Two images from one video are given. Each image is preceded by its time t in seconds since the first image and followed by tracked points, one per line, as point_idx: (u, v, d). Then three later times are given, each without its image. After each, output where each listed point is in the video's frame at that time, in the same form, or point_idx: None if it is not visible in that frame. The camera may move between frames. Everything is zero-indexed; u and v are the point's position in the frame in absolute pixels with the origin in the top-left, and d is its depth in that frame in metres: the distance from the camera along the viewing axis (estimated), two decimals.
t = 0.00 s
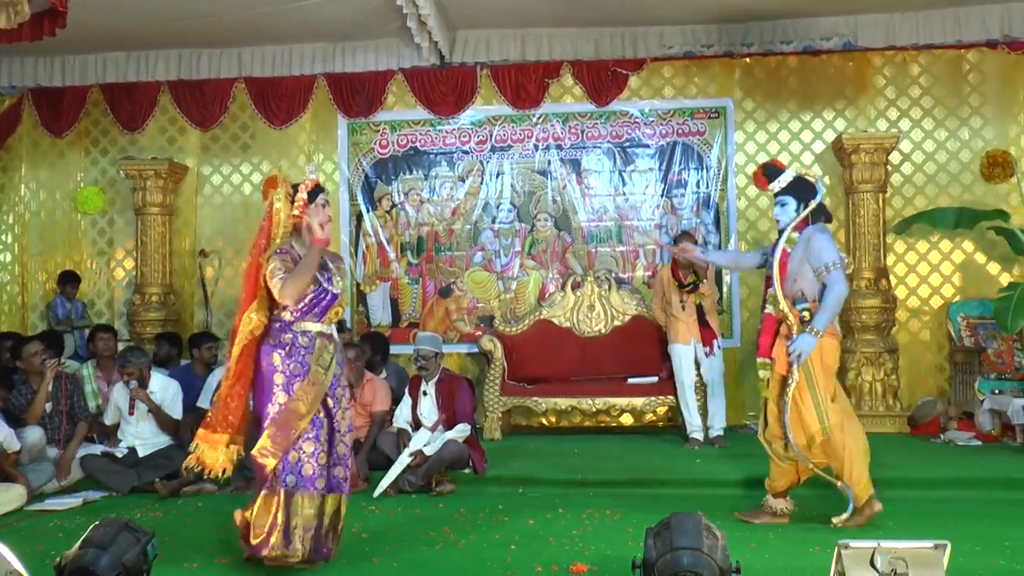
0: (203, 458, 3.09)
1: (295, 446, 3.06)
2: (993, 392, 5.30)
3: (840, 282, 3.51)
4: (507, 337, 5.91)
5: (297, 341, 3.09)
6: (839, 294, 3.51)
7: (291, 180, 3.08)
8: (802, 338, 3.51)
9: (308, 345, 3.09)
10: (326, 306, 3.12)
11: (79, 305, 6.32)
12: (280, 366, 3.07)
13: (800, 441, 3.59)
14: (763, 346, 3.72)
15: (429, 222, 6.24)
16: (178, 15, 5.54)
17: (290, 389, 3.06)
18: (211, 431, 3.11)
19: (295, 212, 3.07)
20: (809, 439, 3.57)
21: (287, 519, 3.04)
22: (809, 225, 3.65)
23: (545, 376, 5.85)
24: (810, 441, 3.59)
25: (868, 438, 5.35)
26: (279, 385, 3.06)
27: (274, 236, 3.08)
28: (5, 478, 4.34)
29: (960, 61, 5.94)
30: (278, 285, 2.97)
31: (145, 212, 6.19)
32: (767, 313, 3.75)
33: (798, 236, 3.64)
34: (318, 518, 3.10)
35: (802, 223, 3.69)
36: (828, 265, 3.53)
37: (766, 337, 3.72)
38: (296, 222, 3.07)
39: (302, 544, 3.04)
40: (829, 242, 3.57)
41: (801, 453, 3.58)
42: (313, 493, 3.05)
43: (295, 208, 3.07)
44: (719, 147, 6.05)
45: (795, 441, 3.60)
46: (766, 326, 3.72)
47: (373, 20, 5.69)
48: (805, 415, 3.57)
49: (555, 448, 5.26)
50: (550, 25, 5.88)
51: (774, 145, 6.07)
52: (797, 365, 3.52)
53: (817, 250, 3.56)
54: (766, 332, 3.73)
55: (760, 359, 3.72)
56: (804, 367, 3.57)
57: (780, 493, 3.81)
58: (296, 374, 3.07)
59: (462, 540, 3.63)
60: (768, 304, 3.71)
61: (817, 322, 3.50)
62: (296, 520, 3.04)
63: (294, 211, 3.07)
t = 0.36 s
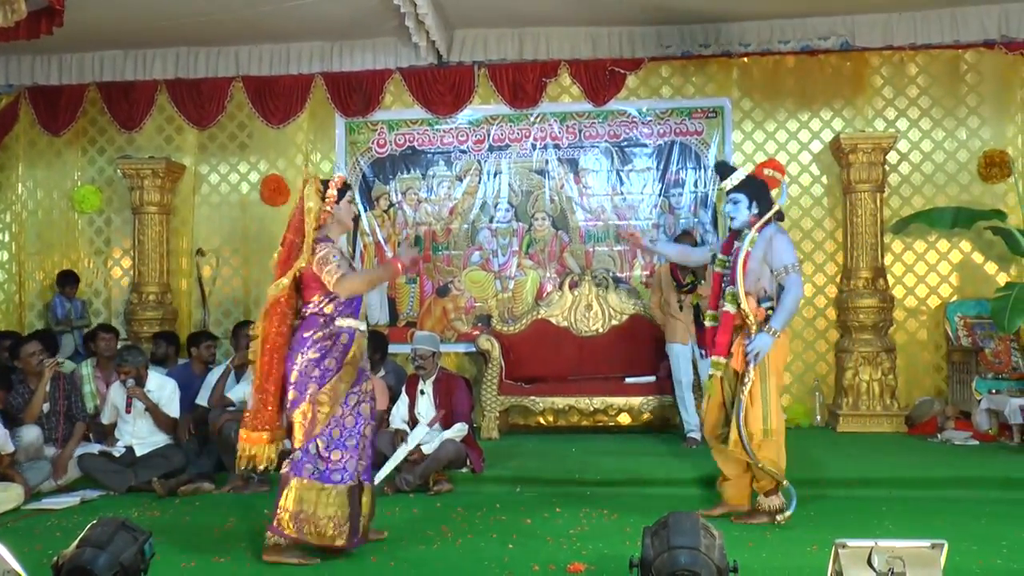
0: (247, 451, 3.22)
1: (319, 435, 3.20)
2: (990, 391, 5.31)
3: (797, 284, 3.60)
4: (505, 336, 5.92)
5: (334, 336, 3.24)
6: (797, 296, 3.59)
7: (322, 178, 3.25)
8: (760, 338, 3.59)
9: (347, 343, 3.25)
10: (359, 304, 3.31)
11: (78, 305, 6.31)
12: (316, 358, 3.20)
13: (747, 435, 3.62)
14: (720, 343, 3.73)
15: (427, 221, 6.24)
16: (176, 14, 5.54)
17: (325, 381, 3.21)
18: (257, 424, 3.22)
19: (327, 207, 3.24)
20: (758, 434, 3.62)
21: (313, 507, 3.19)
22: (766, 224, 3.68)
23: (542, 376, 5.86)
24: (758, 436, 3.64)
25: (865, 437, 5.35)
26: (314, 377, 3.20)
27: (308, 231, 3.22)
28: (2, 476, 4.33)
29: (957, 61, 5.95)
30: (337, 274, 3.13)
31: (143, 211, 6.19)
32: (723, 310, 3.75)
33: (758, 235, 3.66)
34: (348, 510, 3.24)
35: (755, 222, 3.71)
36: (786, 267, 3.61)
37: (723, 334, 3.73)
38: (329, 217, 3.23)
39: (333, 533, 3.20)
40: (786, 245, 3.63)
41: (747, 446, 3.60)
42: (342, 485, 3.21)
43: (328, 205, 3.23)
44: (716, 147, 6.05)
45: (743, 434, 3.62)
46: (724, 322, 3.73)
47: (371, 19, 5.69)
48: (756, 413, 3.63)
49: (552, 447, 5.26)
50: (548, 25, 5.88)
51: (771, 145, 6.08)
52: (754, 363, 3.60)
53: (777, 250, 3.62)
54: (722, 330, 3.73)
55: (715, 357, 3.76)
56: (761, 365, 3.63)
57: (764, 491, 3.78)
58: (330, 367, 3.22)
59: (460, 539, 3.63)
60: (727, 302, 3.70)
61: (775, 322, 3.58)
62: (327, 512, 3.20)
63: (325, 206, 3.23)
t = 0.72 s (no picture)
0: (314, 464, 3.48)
1: (360, 444, 3.47)
2: (988, 390, 5.32)
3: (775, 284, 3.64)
4: (504, 334, 5.95)
5: (362, 351, 3.49)
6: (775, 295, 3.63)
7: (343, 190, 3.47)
8: (747, 334, 3.60)
9: (370, 355, 3.50)
10: (377, 314, 3.53)
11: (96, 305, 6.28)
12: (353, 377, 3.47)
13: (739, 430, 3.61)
14: (703, 343, 3.66)
15: (425, 219, 6.24)
16: (173, 12, 5.53)
17: (364, 396, 3.48)
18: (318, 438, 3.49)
19: (348, 217, 3.46)
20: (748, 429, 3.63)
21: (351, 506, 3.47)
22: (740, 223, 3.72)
23: (541, 374, 5.85)
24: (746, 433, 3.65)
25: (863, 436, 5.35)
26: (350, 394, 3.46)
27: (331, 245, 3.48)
28: None
29: (955, 61, 5.95)
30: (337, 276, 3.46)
31: (141, 209, 6.18)
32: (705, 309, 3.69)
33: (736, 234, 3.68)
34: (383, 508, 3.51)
35: (724, 221, 3.78)
36: (764, 266, 3.65)
37: (706, 333, 3.67)
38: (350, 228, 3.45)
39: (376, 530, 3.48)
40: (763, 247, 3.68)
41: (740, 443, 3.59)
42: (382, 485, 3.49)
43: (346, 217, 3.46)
44: (715, 146, 6.05)
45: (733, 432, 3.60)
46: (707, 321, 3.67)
47: (369, 17, 5.69)
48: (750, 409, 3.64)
49: (551, 446, 5.26)
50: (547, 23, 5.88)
51: (770, 144, 6.07)
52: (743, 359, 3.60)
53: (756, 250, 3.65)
54: (707, 329, 3.66)
55: (700, 358, 3.65)
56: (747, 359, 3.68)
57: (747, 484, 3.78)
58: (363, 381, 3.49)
59: (458, 538, 3.63)
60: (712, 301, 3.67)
61: (759, 317, 3.59)
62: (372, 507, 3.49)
63: (346, 218, 3.46)
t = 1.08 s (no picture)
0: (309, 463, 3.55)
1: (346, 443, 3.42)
2: (982, 390, 5.35)
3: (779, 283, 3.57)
4: (499, 334, 5.95)
5: (345, 354, 3.44)
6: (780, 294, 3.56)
7: (343, 191, 3.51)
8: (755, 331, 3.51)
9: (353, 358, 3.45)
10: (367, 317, 3.48)
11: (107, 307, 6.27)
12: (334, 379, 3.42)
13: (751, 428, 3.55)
14: (703, 342, 3.57)
15: (420, 219, 6.24)
16: (168, 11, 5.53)
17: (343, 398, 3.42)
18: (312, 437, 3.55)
19: (348, 219, 3.50)
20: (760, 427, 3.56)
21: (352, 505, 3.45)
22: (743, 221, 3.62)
23: (536, 374, 5.88)
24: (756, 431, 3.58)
25: (858, 435, 5.35)
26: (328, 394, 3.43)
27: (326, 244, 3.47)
28: None
29: (949, 60, 5.96)
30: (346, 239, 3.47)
31: (136, 208, 6.17)
32: (704, 307, 3.60)
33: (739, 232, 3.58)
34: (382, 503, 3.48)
35: (727, 218, 3.67)
36: (769, 265, 3.56)
37: (708, 331, 3.58)
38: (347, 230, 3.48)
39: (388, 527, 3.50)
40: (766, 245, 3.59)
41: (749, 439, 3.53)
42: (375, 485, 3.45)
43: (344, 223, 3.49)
44: (710, 145, 6.06)
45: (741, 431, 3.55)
46: (707, 320, 3.58)
47: (365, 16, 5.68)
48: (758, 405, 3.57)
49: (546, 445, 5.25)
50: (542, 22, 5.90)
51: (764, 143, 6.08)
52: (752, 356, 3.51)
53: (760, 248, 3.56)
54: (704, 329, 3.58)
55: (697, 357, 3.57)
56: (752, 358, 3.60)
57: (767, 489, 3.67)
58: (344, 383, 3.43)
59: (453, 537, 3.63)
60: (712, 300, 3.57)
61: (765, 315, 3.51)
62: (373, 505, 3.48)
63: (345, 220, 3.49)
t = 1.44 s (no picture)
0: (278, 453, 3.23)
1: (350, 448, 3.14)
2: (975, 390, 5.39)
3: (812, 282, 3.54)
4: (493, 334, 5.93)
5: (364, 342, 3.18)
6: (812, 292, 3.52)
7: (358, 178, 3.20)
8: (776, 334, 3.52)
9: (375, 348, 3.19)
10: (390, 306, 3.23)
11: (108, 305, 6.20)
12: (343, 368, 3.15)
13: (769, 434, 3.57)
14: (741, 346, 3.64)
15: (415, 219, 6.23)
16: (162, 11, 5.52)
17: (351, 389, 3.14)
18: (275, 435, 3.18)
19: (365, 207, 3.20)
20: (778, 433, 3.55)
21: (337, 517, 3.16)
22: (777, 218, 3.62)
23: (531, 374, 5.83)
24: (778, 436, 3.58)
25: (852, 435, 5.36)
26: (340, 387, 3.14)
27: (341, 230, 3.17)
28: None
29: (943, 61, 5.97)
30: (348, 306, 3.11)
31: (129, 209, 6.15)
32: (743, 310, 3.66)
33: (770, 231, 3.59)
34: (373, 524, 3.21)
35: (765, 215, 3.67)
36: (800, 263, 3.55)
37: (744, 335, 3.65)
38: (366, 218, 3.19)
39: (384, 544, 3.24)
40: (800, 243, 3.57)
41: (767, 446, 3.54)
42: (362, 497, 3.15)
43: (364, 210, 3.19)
44: (704, 145, 6.06)
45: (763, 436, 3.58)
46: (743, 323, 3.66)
47: (359, 17, 5.69)
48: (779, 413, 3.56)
49: (541, 446, 5.26)
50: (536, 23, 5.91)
51: (759, 144, 6.09)
52: (769, 361, 3.52)
53: (792, 247, 3.56)
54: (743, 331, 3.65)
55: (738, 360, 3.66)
56: (782, 361, 3.58)
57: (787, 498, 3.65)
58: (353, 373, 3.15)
59: (447, 538, 3.63)
60: (746, 303, 3.63)
61: (792, 318, 3.50)
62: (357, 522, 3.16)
63: (364, 208, 3.19)
